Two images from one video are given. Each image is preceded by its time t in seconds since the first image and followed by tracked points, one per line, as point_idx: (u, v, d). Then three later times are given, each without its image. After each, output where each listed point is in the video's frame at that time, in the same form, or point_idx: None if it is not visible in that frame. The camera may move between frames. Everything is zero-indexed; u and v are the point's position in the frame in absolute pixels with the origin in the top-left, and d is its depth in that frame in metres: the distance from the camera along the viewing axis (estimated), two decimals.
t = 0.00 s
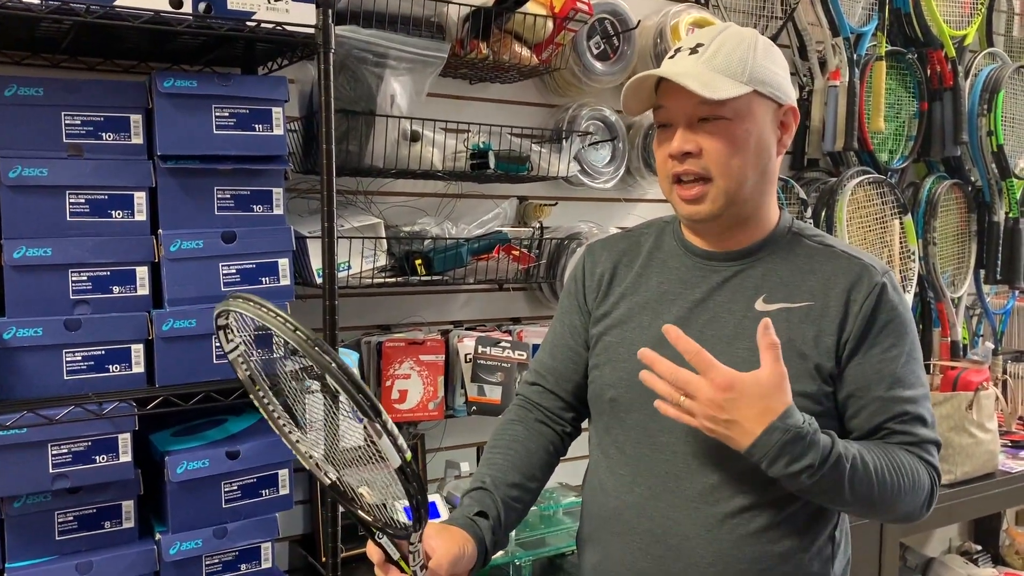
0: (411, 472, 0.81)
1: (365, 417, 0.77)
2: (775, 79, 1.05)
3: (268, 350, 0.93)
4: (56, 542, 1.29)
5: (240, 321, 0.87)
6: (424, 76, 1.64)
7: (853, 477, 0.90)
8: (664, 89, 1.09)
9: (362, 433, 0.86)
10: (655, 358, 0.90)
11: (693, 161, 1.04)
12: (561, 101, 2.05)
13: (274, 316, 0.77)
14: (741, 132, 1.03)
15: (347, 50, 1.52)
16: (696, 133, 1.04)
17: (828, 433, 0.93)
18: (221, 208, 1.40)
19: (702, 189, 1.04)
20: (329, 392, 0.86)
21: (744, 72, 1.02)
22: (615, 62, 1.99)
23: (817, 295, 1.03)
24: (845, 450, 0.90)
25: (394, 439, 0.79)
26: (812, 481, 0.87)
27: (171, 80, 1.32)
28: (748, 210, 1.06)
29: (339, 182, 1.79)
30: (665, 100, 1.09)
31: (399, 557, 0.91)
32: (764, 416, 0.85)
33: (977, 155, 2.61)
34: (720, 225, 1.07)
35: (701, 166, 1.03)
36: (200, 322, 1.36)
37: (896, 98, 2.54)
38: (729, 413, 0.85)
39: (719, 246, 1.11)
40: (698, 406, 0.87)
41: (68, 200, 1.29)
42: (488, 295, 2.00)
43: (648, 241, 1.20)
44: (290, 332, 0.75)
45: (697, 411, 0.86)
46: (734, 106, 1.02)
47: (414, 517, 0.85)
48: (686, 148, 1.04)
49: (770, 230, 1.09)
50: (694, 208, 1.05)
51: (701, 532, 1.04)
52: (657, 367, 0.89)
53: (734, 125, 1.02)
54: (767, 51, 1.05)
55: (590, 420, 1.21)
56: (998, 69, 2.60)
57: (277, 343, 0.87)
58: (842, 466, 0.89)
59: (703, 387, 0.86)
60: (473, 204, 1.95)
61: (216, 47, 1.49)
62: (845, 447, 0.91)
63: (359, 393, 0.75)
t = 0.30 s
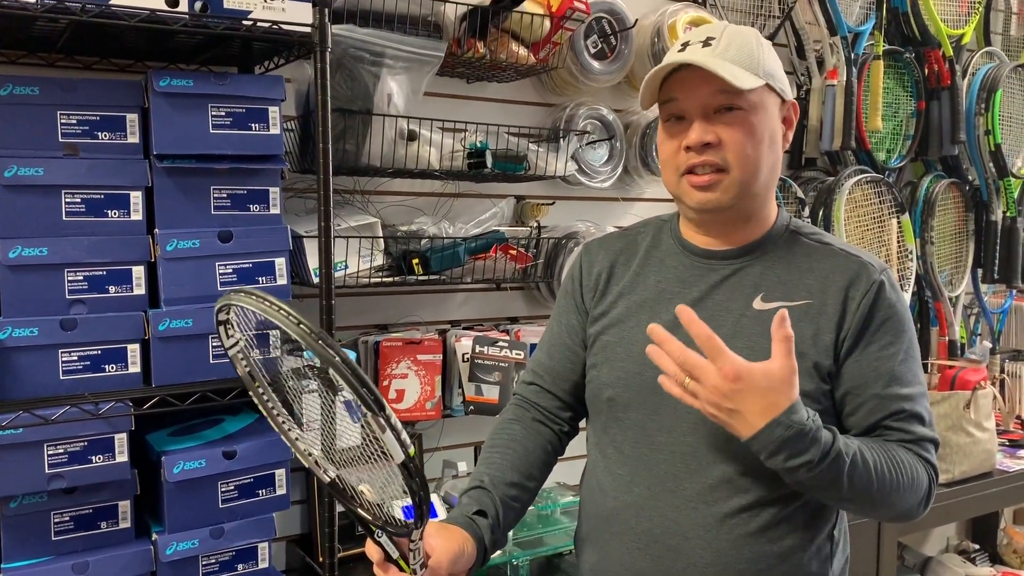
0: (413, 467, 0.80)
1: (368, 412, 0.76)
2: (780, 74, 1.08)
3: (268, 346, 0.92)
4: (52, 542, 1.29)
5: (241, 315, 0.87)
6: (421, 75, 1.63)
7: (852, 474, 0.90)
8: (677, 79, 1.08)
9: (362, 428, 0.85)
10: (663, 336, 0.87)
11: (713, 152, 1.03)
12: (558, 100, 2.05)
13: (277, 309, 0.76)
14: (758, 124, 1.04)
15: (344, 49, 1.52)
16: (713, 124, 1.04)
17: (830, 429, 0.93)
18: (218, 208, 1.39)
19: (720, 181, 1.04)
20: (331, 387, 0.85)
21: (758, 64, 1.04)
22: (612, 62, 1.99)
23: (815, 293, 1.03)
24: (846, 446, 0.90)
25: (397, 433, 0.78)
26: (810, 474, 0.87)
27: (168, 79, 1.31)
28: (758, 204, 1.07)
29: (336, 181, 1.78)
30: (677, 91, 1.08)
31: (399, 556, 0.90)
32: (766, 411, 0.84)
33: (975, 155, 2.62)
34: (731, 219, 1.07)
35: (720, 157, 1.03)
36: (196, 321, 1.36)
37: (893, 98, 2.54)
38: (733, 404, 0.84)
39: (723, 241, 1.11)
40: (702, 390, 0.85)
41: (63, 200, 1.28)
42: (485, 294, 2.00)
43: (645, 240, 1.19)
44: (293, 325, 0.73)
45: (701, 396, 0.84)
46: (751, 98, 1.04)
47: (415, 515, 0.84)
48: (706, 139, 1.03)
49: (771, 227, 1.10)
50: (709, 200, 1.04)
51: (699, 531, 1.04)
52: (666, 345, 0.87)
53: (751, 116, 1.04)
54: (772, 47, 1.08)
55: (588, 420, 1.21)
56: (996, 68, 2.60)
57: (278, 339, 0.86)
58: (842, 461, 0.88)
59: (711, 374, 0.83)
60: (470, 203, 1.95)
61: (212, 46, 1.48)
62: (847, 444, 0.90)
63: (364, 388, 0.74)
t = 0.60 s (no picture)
0: (422, 450, 0.78)
1: (376, 392, 0.75)
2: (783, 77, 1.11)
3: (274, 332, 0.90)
4: (50, 545, 1.29)
5: (248, 298, 0.86)
6: (418, 78, 1.63)
7: (846, 490, 0.89)
8: (691, 75, 1.08)
9: (367, 415, 0.84)
10: (649, 365, 0.85)
11: (728, 152, 1.04)
12: (556, 102, 2.05)
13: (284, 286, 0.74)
14: (769, 124, 1.06)
15: (342, 52, 1.52)
16: (727, 124, 1.05)
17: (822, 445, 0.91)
18: (215, 210, 1.39)
19: (732, 182, 1.05)
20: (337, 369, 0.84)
21: (770, 66, 1.07)
22: (609, 64, 1.99)
23: (812, 294, 1.03)
24: (838, 464, 0.89)
25: (407, 414, 0.76)
26: (802, 497, 0.86)
27: (165, 81, 1.31)
28: (763, 205, 1.09)
29: (334, 183, 1.79)
30: (688, 90, 1.08)
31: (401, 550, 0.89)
32: (758, 440, 0.82)
33: (972, 156, 2.64)
34: (738, 220, 1.08)
35: (735, 157, 1.04)
36: (194, 323, 1.36)
37: (890, 99, 2.55)
38: (724, 433, 0.82)
39: (726, 243, 1.11)
40: (692, 421, 0.83)
41: (61, 202, 1.29)
42: (484, 296, 2.00)
43: (641, 242, 1.20)
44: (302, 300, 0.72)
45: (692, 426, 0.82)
46: (764, 99, 1.06)
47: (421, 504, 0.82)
48: (722, 138, 1.03)
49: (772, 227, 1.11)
50: (722, 201, 1.05)
51: (698, 533, 1.04)
52: (653, 374, 0.84)
53: (764, 117, 1.06)
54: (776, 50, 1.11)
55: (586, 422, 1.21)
56: (993, 69, 2.61)
57: (285, 322, 0.85)
58: (834, 481, 0.88)
59: (700, 404, 0.81)
60: (468, 205, 1.95)
61: (210, 49, 1.49)
62: (838, 461, 0.89)
63: (375, 364, 0.72)
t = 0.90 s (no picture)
0: (428, 454, 0.79)
1: (382, 395, 0.75)
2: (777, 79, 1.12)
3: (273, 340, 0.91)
4: (48, 549, 1.29)
5: (247, 305, 0.86)
6: (416, 81, 1.64)
7: (839, 559, 0.90)
8: (699, 76, 1.07)
9: (370, 419, 0.85)
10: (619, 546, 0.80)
11: (742, 154, 1.03)
12: (554, 105, 2.06)
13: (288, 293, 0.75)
14: (774, 126, 1.07)
15: (340, 55, 1.53)
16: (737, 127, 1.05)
17: (805, 524, 0.90)
18: (213, 214, 1.39)
19: (744, 183, 1.04)
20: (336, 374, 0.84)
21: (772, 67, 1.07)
22: (607, 67, 1.99)
23: (808, 297, 1.04)
24: (824, 543, 0.88)
25: (412, 416, 0.77)
26: None
27: (163, 85, 1.31)
28: (763, 207, 1.09)
29: (332, 186, 1.79)
30: (694, 91, 1.07)
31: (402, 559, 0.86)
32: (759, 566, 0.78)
33: (970, 159, 2.65)
34: (739, 224, 1.08)
35: (746, 160, 1.04)
36: (193, 327, 1.37)
37: (887, 101, 2.57)
38: None
39: (726, 246, 1.11)
40: None
41: (59, 206, 1.29)
42: (482, 298, 2.00)
43: (635, 246, 1.20)
44: (308, 307, 0.73)
45: None
46: (768, 101, 1.07)
47: (426, 510, 0.82)
48: (736, 140, 1.03)
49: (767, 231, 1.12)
50: (732, 203, 1.04)
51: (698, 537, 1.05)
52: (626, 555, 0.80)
53: (769, 118, 1.07)
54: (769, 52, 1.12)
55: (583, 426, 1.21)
56: (990, 71, 2.61)
57: (284, 327, 0.86)
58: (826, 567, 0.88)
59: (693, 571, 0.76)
60: (466, 208, 1.96)
61: (208, 52, 1.49)
62: (825, 541, 0.89)
63: (377, 368, 0.73)
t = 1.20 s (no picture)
0: (435, 476, 0.81)
1: (386, 420, 0.77)
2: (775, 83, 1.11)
3: (268, 358, 0.93)
4: (48, 551, 1.29)
5: (243, 329, 0.88)
6: (415, 82, 1.64)
7: (852, 567, 0.92)
8: (688, 85, 1.06)
9: (364, 436, 0.87)
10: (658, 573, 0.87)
11: (731, 162, 1.03)
12: (553, 107, 2.06)
13: (288, 320, 0.77)
14: (766, 132, 1.06)
15: (339, 57, 1.52)
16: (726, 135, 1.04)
17: (817, 537, 0.92)
18: (213, 216, 1.39)
19: (732, 191, 1.04)
20: (333, 392, 0.87)
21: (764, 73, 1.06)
22: (606, 69, 2.00)
23: (809, 301, 1.04)
24: (837, 555, 0.90)
25: (419, 441, 0.79)
26: None
27: (163, 87, 1.31)
28: (754, 214, 1.09)
29: (331, 188, 1.79)
30: (684, 99, 1.07)
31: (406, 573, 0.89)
32: None
33: (969, 160, 2.65)
34: (730, 230, 1.08)
35: (735, 167, 1.04)
36: (193, 329, 1.37)
37: (886, 103, 2.57)
38: None
39: (720, 252, 1.11)
40: None
41: (59, 209, 1.29)
42: (482, 300, 2.00)
43: (634, 249, 1.20)
44: (309, 335, 0.75)
45: None
46: (761, 107, 1.06)
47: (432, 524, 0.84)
48: (725, 148, 1.03)
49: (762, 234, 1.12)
50: (720, 211, 1.04)
51: (700, 540, 1.05)
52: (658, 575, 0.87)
53: (761, 125, 1.06)
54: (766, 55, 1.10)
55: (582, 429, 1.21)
56: (989, 72, 2.61)
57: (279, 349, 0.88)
58: None
59: None
60: (465, 211, 1.95)
61: (207, 55, 1.49)
62: (838, 553, 0.90)
63: (385, 398, 0.75)
